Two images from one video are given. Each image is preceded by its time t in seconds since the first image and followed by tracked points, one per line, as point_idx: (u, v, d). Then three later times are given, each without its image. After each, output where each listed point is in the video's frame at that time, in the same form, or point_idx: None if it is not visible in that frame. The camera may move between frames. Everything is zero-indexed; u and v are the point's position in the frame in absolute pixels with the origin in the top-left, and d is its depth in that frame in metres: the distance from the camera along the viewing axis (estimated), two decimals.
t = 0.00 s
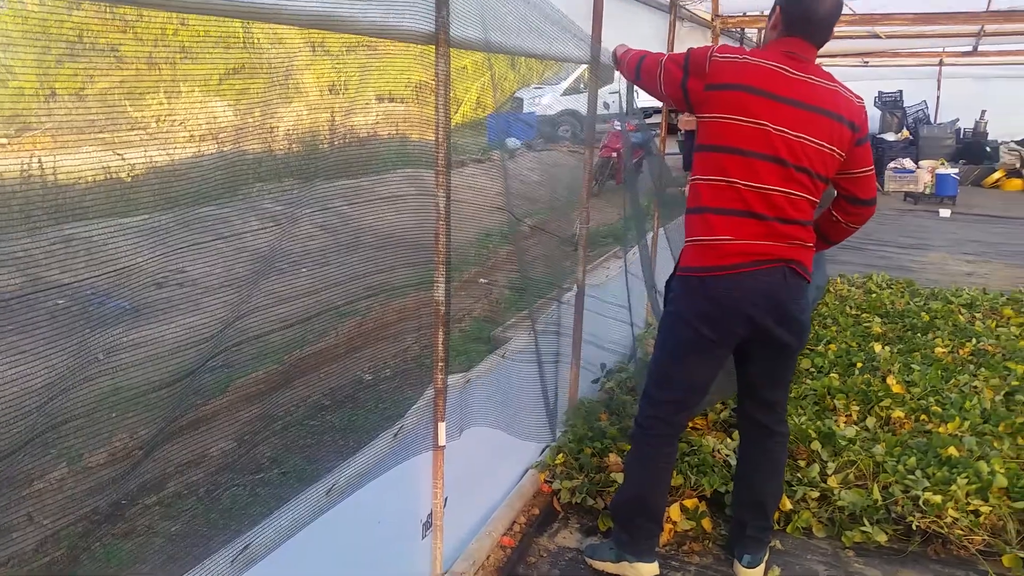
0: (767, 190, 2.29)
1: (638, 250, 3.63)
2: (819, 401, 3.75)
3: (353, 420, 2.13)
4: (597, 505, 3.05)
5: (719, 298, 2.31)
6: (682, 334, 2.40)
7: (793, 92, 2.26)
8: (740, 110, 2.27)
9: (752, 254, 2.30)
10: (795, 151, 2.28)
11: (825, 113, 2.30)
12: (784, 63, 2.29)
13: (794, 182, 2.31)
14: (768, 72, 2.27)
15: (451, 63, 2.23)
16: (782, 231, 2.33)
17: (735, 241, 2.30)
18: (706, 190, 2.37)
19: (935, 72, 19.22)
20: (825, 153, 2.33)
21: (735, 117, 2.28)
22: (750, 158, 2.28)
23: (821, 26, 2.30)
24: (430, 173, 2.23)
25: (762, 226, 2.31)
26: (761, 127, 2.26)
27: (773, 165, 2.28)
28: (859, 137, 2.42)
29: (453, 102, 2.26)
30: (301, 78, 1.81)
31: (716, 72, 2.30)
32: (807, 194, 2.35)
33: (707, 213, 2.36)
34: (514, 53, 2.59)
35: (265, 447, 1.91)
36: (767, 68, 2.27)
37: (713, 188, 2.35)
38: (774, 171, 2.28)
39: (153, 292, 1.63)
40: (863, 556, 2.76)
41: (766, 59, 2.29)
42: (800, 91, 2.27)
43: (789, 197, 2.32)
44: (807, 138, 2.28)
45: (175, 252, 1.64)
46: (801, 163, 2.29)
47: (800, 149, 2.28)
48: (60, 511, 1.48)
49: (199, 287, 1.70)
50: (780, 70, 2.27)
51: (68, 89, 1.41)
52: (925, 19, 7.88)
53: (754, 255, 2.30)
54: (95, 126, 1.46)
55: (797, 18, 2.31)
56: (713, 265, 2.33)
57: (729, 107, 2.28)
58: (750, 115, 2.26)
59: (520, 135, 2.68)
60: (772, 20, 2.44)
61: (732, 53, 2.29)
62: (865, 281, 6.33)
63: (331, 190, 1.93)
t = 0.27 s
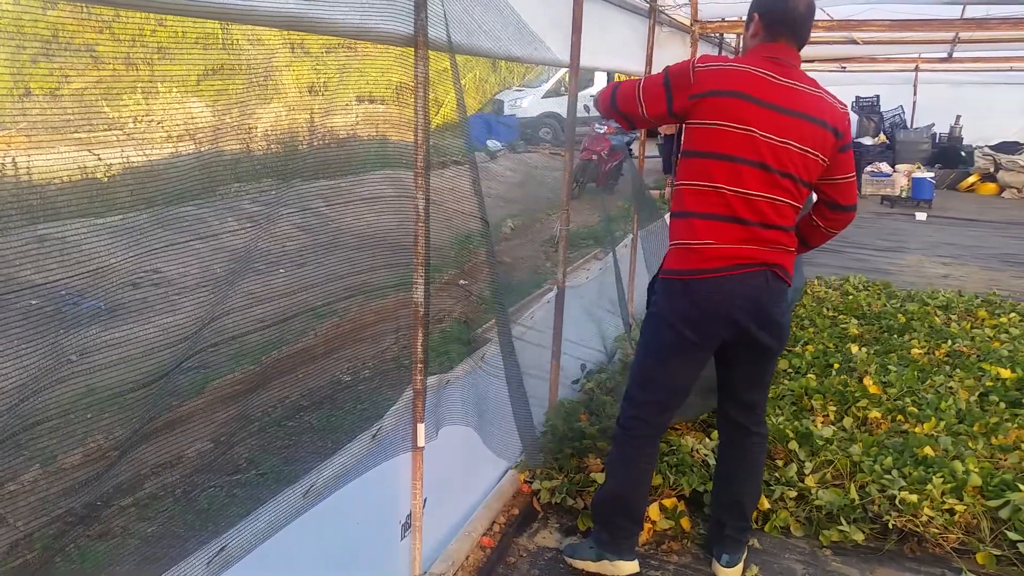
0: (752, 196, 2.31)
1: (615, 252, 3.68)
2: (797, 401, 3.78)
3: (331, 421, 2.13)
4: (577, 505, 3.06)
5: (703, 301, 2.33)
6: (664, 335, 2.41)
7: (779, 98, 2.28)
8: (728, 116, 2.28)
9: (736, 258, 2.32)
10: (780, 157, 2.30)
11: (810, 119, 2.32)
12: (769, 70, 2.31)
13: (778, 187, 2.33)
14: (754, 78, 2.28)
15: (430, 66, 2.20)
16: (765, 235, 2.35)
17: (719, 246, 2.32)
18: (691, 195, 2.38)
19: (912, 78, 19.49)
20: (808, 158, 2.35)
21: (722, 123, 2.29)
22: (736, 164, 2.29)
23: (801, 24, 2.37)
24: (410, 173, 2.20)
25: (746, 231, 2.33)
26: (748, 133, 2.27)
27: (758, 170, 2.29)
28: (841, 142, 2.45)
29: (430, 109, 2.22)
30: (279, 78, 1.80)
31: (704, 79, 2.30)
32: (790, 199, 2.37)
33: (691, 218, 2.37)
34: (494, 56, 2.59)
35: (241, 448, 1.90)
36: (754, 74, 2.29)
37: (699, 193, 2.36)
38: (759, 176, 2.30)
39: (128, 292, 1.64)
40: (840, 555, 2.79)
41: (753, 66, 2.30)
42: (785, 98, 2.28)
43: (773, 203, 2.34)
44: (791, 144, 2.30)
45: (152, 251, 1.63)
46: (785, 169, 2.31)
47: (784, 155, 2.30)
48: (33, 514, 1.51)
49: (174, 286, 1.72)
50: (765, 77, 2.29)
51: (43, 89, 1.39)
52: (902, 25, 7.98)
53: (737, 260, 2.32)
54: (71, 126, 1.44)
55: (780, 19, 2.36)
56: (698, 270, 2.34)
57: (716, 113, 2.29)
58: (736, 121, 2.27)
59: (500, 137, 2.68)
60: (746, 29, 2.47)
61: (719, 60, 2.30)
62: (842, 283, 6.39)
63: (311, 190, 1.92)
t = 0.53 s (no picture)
0: (747, 192, 2.31)
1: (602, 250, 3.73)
2: (790, 396, 3.80)
3: (325, 418, 2.13)
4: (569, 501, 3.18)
5: (701, 297, 2.33)
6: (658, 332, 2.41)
7: (770, 93, 2.29)
8: (721, 114, 2.28)
9: (732, 255, 2.32)
10: (772, 152, 2.30)
11: (801, 113, 2.32)
12: (759, 66, 2.31)
13: (772, 182, 2.33)
14: (744, 75, 2.29)
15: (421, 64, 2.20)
16: (760, 230, 2.36)
17: (715, 242, 2.32)
18: (686, 192, 2.39)
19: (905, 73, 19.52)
20: (800, 152, 2.36)
21: (715, 121, 2.29)
22: (730, 160, 2.30)
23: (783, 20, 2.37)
24: (402, 171, 2.22)
25: (741, 227, 2.34)
26: (741, 130, 2.28)
27: (752, 166, 2.30)
28: (831, 135, 2.46)
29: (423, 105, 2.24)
30: (272, 74, 1.80)
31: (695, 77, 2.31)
32: (784, 194, 2.38)
33: (687, 216, 2.38)
34: (487, 53, 2.58)
35: (235, 446, 1.91)
36: (743, 71, 2.29)
37: (694, 192, 2.37)
38: (753, 172, 2.30)
39: (122, 290, 1.61)
40: (833, 550, 2.80)
41: (742, 63, 2.31)
42: (775, 93, 2.29)
43: (768, 198, 2.34)
44: (783, 139, 2.31)
45: (144, 249, 1.61)
46: (778, 163, 2.32)
47: (777, 150, 2.31)
48: (25, 513, 1.50)
49: (167, 284, 1.69)
50: (755, 73, 2.30)
51: (34, 86, 1.39)
52: (894, 20, 8.00)
53: (734, 256, 2.32)
54: (62, 123, 1.44)
55: (760, 14, 2.36)
56: (696, 268, 2.34)
57: (708, 111, 2.30)
58: (728, 118, 2.28)
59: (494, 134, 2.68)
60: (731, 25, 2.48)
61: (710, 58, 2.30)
62: (835, 278, 6.42)
63: (304, 187, 1.91)
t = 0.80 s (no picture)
0: (725, 197, 2.33)
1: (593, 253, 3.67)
2: (773, 400, 3.82)
3: (309, 425, 2.12)
4: (556, 507, 3.27)
5: (690, 302, 2.34)
6: (643, 338, 2.41)
7: (743, 99, 2.30)
8: (697, 122, 2.28)
9: (713, 260, 2.34)
10: (747, 158, 2.33)
11: (773, 118, 2.35)
12: (731, 72, 2.32)
13: (748, 187, 2.36)
14: (717, 81, 2.29)
15: (405, 66, 2.19)
16: (739, 235, 2.38)
17: (696, 249, 2.34)
18: (664, 200, 2.39)
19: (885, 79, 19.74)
20: (774, 157, 2.39)
21: (692, 129, 2.29)
22: (708, 167, 2.30)
23: (756, 28, 2.36)
24: (386, 174, 2.19)
25: (721, 233, 2.35)
26: (717, 138, 2.29)
27: (728, 172, 2.31)
28: (802, 139, 2.47)
29: (405, 110, 2.22)
30: (256, 77, 1.79)
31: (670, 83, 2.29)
32: (760, 198, 2.40)
33: (666, 224, 2.38)
34: (471, 57, 2.59)
35: (219, 452, 1.89)
36: (717, 77, 2.30)
37: (672, 200, 2.37)
38: (729, 178, 2.32)
39: (105, 295, 1.56)
40: (816, 554, 2.82)
41: (715, 70, 2.31)
42: (748, 99, 2.31)
43: (745, 202, 2.37)
44: (757, 144, 2.33)
45: (126, 254, 1.58)
46: (753, 168, 2.35)
47: (751, 155, 2.33)
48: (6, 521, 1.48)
49: (151, 289, 1.64)
50: (727, 79, 2.30)
51: (13, 88, 1.37)
52: (874, 27, 8.09)
53: (715, 261, 2.34)
54: (43, 125, 1.41)
55: (732, 21, 2.35)
56: (676, 275, 2.35)
57: (684, 118, 2.29)
58: (704, 125, 2.28)
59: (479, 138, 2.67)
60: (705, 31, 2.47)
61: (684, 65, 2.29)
62: (817, 283, 6.47)
63: (287, 190, 1.90)
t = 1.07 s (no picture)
0: (723, 195, 2.33)
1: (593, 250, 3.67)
2: (771, 397, 3.82)
3: (306, 422, 2.11)
4: (554, 503, 3.28)
5: (688, 299, 2.34)
6: (641, 334, 2.41)
7: (742, 98, 2.30)
8: (698, 123, 2.28)
9: (712, 257, 2.35)
10: (745, 156, 2.33)
11: (769, 116, 2.36)
12: (729, 70, 2.32)
13: (745, 184, 2.37)
14: (715, 80, 2.28)
15: (403, 65, 2.20)
16: (736, 232, 2.39)
17: (695, 246, 2.34)
18: (662, 199, 2.38)
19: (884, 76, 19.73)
20: (770, 154, 2.40)
21: (693, 130, 2.28)
22: (707, 165, 2.30)
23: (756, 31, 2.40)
24: (383, 170, 2.20)
25: (719, 230, 2.35)
26: (717, 137, 2.29)
27: (727, 170, 2.32)
28: (796, 135, 2.48)
29: (403, 106, 2.23)
30: (253, 74, 1.79)
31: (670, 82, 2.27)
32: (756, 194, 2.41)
33: (664, 222, 2.38)
34: (469, 54, 2.59)
35: (217, 449, 1.89)
36: (715, 75, 2.29)
37: (672, 199, 2.36)
38: (728, 176, 2.32)
39: (102, 292, 1.55)
40: (814, 550, 2.83)
41: (713, 69, 2.30)
42: (745, 97, 2.31)
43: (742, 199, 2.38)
44: (754, 142, 2.34)
45: (124, 250, 1.57)
46: (750, 166, 2.36)
47: (749, 153, 2.34)
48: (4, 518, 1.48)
49: (148, 286, 1.65)
50: (726, 77, 2.30)
51: (9, 84, 1.36)
52: (873, 23, 8.09)
53: (714, 258, 2.35)
54: (39, 121, 1.40)
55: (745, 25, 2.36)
56: (678, 274, 2.35)
57: (684, 118, 2.28)
58: (704, 124, 2.28)
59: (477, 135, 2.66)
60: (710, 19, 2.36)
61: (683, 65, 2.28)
62: (815, 279, 6.47)
63: (285, 187, 1.90)
